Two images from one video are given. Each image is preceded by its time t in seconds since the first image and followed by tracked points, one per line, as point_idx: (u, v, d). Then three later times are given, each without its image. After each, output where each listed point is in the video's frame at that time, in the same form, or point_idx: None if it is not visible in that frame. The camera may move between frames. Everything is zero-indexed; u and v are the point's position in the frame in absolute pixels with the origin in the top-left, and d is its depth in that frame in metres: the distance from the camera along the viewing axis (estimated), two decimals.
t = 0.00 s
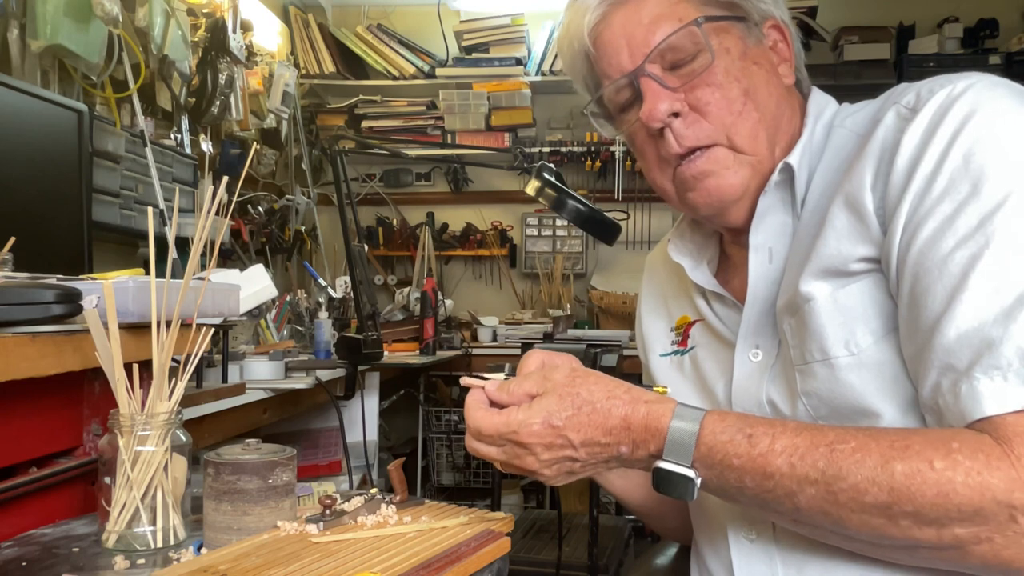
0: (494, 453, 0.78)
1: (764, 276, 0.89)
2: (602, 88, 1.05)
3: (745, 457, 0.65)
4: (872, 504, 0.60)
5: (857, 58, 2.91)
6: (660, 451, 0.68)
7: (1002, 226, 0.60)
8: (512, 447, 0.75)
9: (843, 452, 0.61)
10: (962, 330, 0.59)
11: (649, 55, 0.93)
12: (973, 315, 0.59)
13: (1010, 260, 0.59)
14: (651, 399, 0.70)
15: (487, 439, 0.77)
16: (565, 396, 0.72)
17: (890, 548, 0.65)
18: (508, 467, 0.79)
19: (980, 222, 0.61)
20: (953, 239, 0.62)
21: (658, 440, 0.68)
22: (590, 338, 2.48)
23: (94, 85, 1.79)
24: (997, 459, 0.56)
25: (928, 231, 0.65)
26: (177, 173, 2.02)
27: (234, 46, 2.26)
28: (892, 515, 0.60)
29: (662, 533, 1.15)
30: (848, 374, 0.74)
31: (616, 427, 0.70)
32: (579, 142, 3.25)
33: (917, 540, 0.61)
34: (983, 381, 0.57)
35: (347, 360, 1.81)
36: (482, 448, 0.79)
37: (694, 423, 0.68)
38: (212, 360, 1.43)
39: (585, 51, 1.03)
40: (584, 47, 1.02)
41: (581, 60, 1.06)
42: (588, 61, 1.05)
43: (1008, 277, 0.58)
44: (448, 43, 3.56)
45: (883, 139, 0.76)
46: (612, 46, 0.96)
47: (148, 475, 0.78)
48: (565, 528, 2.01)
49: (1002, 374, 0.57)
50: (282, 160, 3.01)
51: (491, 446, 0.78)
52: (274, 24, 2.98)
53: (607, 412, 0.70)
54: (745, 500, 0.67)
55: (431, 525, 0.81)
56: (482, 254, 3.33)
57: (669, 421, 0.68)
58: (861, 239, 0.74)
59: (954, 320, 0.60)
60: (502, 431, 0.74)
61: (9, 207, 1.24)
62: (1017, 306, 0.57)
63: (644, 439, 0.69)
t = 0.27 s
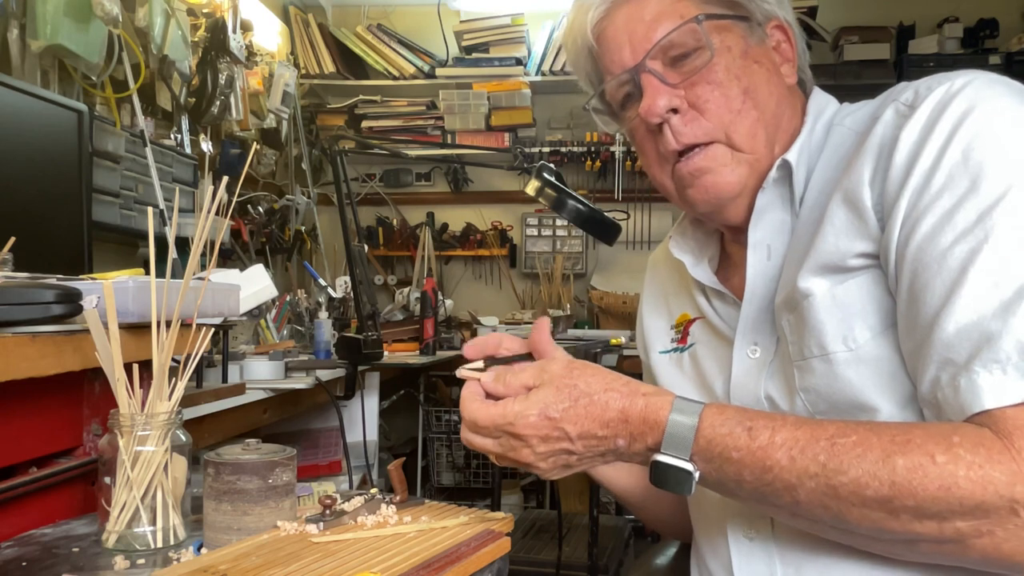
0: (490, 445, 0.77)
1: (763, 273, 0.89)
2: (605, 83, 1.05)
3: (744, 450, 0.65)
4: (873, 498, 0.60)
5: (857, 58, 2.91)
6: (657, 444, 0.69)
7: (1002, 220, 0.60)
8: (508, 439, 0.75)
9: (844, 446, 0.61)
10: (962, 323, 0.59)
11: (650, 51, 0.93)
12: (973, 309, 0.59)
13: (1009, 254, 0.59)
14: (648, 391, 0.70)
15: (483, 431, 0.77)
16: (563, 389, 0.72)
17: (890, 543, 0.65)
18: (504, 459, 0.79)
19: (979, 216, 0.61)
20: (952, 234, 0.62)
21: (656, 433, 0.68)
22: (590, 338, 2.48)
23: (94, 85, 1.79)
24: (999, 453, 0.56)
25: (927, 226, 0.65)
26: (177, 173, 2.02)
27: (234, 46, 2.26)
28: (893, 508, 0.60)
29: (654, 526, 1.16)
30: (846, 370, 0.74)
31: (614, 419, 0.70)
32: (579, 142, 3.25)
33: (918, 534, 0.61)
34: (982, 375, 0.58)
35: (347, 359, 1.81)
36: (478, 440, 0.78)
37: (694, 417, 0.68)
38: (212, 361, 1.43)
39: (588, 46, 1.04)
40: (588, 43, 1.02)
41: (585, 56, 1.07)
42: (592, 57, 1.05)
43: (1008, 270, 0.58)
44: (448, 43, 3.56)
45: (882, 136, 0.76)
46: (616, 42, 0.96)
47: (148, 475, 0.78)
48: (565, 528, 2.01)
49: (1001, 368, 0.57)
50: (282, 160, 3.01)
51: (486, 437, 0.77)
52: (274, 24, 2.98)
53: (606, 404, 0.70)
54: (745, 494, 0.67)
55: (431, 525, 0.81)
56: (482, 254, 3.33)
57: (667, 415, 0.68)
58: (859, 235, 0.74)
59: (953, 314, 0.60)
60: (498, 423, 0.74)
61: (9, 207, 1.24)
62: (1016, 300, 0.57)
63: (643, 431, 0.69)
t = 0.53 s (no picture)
0: (491, 431, 0.77)
1: (764, 273, 0.89)
2: (605, 86, 1.05)
3: (746, 442, 0.65)
4: (874, 495, 0.60)
5: (857, 58, 2.91)
6: (659, 432, 0.68)
7: (1002, 223, 0.60)
8: (510, 423, 0.75)
9: (846, 441, 0.61)
10: (962, 326, 0.59)
11: (652, 55, 0.93)
12: (972, 311, 0.59)
13: (1009, 257, 0.59)
14: (651, 378, 0.71)
15: (486, 415, 0.77)
16: (566, 374, 0.72)
17: (891, 542, 0.65)
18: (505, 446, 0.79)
19: (979, 219, 0.61)
20: (953, 237, 0.62)
21: (658, 421, 0.68)
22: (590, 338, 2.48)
23: (94, 85, 1.79)
24: (1000, 453, 0.56)
25: (927, 229, 0.65)
26: (177, 173, 2.02)
27: (234, 46, 2.26)
28: (893, 506, 0.60)
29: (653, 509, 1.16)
30: (846, 371, 0.74)
31: (616, 405, 0.70)
32: (579, 142, 3.25)
33: (918, 533, 0.61)
34: (982, 377, 0.58)
35: (347, 359, 1.81)
36: (478, 424, 0.78)
37: (695, 407, 0.68)
38: (212, 360, 1.43)
39: (588, 49, 1.03)
40: (588, 47, 1.02)
41: (584, 59, 1.06)
42: (591, 60, 1.05)
43: (1008, 273, 0.58)
44: (448, 43, 3.57)
45: (883, 138, 0.76)
46: (616, 45, 0.96)
47: (148, 475, 0.78)
48: (565, 528, 2.01)
49: (1002, 371, 0.57)
50: (282, 160, 3.01)
51: (487, 422, 0.77)
52: (274, 24, 2.98)
53: (608, 390, 0.70)
54: (744, 487, 0.67)
55: (430, 525, 0.81)
56: (482, 254, 3.33)
57: (670, 402, 0.68)
58: (860, 237, 0.74)
59: (953, 317, 0.60)
60: (501, 407, 0.74)
61: (9, 207, 1.24)
62: (1017, 303, 0.57)
63: (644, 419, 0.69)
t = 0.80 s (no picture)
0: (513, 430, 0.79)
1: (766, 275, 0.89)
2: (605, 92, 1.05)
3: (756, 445, 0.66)
4: (877, 496, 0.60)
5: (856, 58, 2.91)
6: (672, 437, 0.69)
7: (1006, 226, 0.60)
8: (530, 417, 0.76)
9: (851, 442, 0.61)
10: (967, 330, 0.59)
11: (656, 59, 0.93)
12: (978, 315, 0.59)
13: (1013, 261, 0.59)
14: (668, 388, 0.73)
15: (510, 417, 0.79)
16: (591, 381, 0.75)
17: (901, 548, 0.64)
18: (525, 453, 0.79)
19: (983, 222, 0.61)
20: (957, 240, 0.62)
21: (672, 425, 0.69)
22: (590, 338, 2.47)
23: (94, 85, 1.79)
24: (1001, 455, 0.56)
25: (931, 232, 0.65)
26: (177, 173, 2.02)
27: (234, 46, 2.26)
28: (897, 508, 0.59)
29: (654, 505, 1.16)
30: (850, 374, 0.74)
31: (631, 406, 0.71)
32: (579, 142, 3.25)
33: (923, 536, 0.60)
34: (988, 382, 0.58)
35: (347, 360, 1.80)
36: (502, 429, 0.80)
37: (707, 420, 0.68)
38: (212, 361, 1.43)
39: (587, 55, 1.03)
40: (587, 52, 1.02)
41: (582, 67, 1.06)
42: (591, 67, 1.04)
43: (1013, 277, 0.58)
44: (448, 43, 3.57)
45: (885, 139, 0.76)
46: (616, 51, 0.95)
47: (148, 475, 0.78)
48: (565, 528, 2.01)
49: (1007, 374, 0.57)
50: (282, 160, 3.01)
51: (510, 424, 0.79)
52: (274, 24, 2.98)
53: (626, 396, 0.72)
54: (754, 495, 0.67)
55: (431, 525, 0.81)
56: (482, 254, 3.33)
57: (685, 409, 0.70)
58: (863, 239, 0.74)
59: (958, 321, 0.60)
60: (524, 401, 0.77)
61: (9, 207, 1.24)
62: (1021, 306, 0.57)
63: (659, 422, 0.70)
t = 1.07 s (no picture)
0: (502, 431, 0.78)
1: (767, 275, 0.89)
2: (605, 98, 1.05)
3: (755, 446, 0.66)
4: (881, 499, 0.60)
5: (857, 58, 2.91)
6: (668, 435, 0.68)
7: (1006, 227, 0.60)
8: (522, 420, 0.75)
9: (854, 444, 0.61)
10: (968, 330, 0.59)
11: (656, 66, 0.93)
12: (978, 316, 0.59)
13: (1015, 261, 0.59)
14: (661, 385, 0.72)
15: (498, 416, 0.78)
16: (582, 377, 0.74)
17: (899, 549, 0.64)
18: (513, 452, 0.78)
19: (984, 223, 0.61)
20: (958, 240, 0.62)
21: (668, 424, 0.69)
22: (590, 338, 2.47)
23: (94, 85, 1.79)
24: (1006, 456, 0.56)
25: (932, 233, 0.65)
26: (177, 173, 2.02)
27: (234, 46, 2.26)
28: (901, 511, 0.59)
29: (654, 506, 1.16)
30: (850, 374, 0.74)
31: (625, 406, 0.71)
32: (579, 142, 3.25)
33: (926, 538, 0.60)
34: (989, 382, 0.58)
35: (347, 359, 1.81)
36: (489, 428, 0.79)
37: (703, 415, 0.68)
38: (212, 360, 1.43)
39: (587, 61, 1.02)
40: (587, 58, 1.02)
41: (582, 72, 1.06)
42: (590, 73, 1.04)
43: (1014, 277, 0.58)
44: (448, 43, 3.57)
45: (886, 140, 0.76)
46: (616, 56, 0.95)
47: (148, 475, 0.78)
48: (565, 528, 2.01)
49: (1008, 375, 0.57)
50: (282, 160, 3.01)
51: (498, 423, 0.78)
52: (274, 24, 2.98)
53: (620, 393, 0.71)
54: (755, 497, 0.67)
55: (430, 525, 0.81)
56: (482, 254, 3.33)
57: (680, 407, 0.69)
58: (863, 240, 0.74)
59: (959, 321, 0.60)
60: (514, 405, 0.76)
61: (9, 207, 1.24)
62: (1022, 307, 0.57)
63: (654, 421, 0.69)
